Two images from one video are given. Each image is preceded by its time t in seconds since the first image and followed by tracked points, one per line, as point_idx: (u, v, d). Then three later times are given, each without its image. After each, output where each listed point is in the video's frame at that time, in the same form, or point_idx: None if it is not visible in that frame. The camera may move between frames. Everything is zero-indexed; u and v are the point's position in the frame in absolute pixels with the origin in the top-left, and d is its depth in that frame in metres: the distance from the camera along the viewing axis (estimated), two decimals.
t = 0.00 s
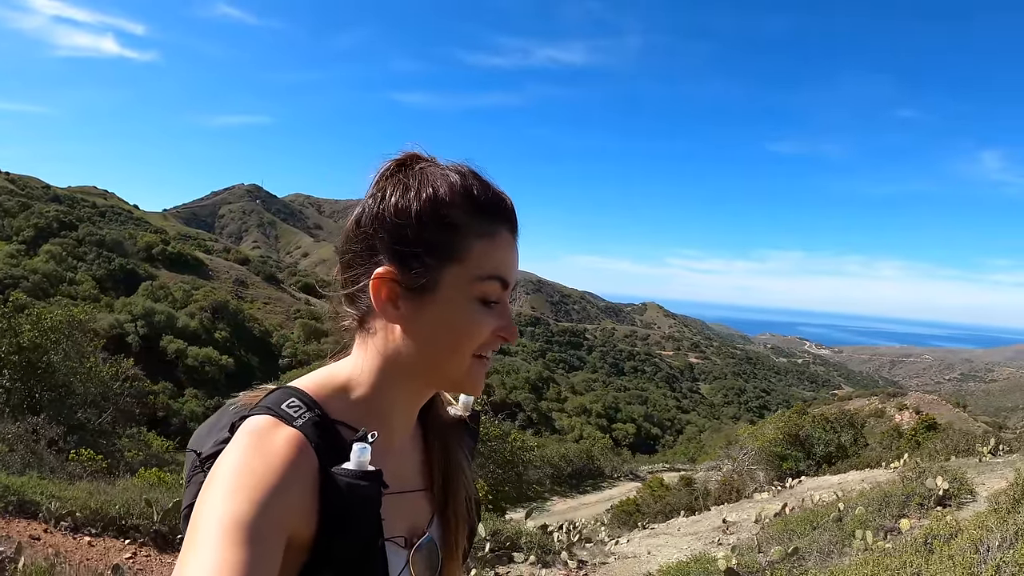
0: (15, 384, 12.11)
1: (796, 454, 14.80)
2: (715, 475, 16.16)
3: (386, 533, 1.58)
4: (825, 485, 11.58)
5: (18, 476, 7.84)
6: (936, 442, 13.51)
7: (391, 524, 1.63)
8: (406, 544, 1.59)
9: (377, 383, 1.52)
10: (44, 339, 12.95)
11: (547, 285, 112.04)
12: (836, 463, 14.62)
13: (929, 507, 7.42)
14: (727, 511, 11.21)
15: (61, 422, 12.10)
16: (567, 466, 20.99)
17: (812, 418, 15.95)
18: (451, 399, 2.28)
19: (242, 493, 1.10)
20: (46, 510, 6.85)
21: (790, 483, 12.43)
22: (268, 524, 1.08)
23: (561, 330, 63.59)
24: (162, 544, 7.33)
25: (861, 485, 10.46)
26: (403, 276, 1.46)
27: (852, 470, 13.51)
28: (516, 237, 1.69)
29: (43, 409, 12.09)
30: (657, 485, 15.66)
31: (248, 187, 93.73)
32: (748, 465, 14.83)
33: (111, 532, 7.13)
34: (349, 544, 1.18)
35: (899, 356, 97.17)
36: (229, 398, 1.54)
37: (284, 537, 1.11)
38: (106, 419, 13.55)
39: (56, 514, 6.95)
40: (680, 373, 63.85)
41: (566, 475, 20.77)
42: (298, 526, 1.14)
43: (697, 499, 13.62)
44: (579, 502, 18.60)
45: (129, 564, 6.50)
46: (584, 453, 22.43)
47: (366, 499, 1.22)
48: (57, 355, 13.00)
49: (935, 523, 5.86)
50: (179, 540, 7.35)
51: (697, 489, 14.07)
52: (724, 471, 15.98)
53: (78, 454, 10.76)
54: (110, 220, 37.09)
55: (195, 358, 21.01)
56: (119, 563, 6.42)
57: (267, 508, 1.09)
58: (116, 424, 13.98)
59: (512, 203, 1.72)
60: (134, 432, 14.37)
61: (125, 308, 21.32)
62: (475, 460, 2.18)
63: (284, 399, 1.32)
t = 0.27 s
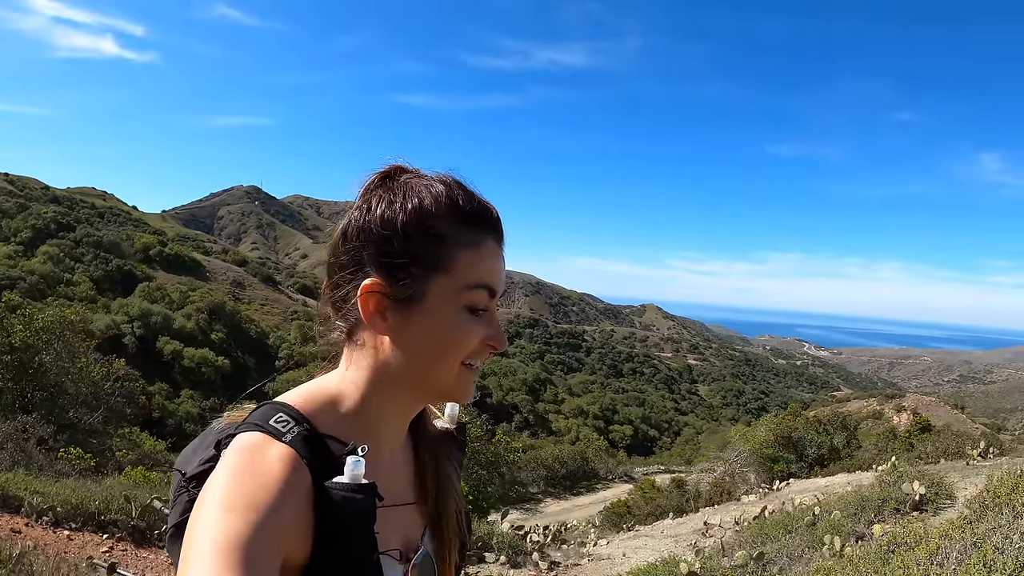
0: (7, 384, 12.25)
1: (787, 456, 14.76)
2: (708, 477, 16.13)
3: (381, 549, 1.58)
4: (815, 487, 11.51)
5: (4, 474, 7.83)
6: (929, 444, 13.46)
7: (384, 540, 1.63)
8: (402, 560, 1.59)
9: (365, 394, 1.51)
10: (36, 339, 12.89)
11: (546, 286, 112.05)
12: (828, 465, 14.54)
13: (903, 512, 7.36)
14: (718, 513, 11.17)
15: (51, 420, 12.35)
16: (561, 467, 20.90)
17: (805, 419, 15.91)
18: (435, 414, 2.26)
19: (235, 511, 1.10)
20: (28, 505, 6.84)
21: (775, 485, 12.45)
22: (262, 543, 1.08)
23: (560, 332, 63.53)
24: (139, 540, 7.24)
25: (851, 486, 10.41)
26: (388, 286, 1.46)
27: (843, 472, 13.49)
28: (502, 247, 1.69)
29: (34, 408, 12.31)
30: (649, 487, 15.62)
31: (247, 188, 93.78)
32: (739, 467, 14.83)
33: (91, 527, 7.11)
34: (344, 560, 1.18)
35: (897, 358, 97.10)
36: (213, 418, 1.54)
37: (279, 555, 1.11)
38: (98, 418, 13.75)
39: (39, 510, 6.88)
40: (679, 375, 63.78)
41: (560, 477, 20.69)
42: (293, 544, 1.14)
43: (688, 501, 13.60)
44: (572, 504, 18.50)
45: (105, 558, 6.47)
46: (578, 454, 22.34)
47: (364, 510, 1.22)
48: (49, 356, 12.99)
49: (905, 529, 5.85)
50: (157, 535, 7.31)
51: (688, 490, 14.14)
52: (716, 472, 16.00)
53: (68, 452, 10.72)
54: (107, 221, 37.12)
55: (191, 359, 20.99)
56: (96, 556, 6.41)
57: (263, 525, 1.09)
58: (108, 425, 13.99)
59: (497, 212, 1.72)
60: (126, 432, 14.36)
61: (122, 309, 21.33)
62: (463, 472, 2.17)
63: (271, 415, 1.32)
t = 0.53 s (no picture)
0: None
1: (781, 461, 14.70)
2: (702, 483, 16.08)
3: (368, 547, 1.62)
4: (808, 493, 11.43)
5: None
6: (923, 448, 13.44)
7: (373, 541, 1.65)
8: (386, 560, 1.62)
9: (372, 402, 1.51)
10: (29, 348, 12.97)
11: (545, 293, 112.10)
12: (822, 470, 14.48)
13: (878, 520, 7.38)
14: (710, 518, 11.13)
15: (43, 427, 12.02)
16: (557, 474, 20.77)
17: (799, 423, 15.89)
18: (440, 418, 2.25)
19: (229, 503, 1.11)
20: (16, 509, 6.83)
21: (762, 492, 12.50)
22: (254, 537, 1.09)
23: (559, 339, 63.46)
24: (123, 544, 7.28)
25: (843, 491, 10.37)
26: (405, 298, 1.45)
27: (837, 478, 13.44)
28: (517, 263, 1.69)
29: (27, 415, 12.01)
30: (642, 493, 15.56)
31: (247, 196, 94.04)
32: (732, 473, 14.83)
33: (76, 531, 7.08)
34: (333, 554, 1.19)
35: (897, 362, 96.97)
36: (219, 414, 1.55)
37: (271, 548, 1.13)
38: (91, 425, 13.50)
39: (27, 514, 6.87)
40: (678, 380, 63.67)
41: (556, 483, 20.58)
42: (285, 537, 1.15)
43: (681, 507, 13.61)
44: (567, 510, 18.40)
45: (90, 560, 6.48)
46: (574, 460, 22.26)
47: (354, 509, 1.23)
48: (42, 364, 12.99)
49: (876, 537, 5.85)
50: (142, 538, 7.37)
51: (680, 497, 14.15)
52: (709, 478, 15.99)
53: (60, 458, 10.68)
54: (106, 229, 37.17)
55: (187, 367, 20.86)
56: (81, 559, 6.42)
57: (257, 519, 1.10)
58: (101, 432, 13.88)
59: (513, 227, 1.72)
60: (119, 439, 14.30)
61: (119, 317, 21.34)
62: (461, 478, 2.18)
63: (273, 410, 1.34)
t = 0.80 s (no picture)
0: None
1: (773, 465, 14.67)
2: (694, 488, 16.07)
3: (372, 560, 1.61)
4: (799, 496, 11.40)
5: None
6: (915, 452, 13.43)
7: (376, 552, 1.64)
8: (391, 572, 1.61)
9: (364, 411, 1.54)
10: (22, 352, 12.91)
11: (543, 299, 112.16)
12: (814, 473, 14.44)
13: (849, 522, 7.44)
14: (703, 522, 11.09)
15: (37, 431, 12.04)
16: (552, 479, 20.64)
17: (792, 428, 15.88)
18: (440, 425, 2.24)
19: (227, 521, 1.11)
20: (4, 505, 6.81)
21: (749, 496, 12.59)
22: (253, 553, 1.10)
23: (557, 344, 63.45)
24: (108, 540, 7.19)
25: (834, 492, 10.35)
26: (390, 306, 1.46)
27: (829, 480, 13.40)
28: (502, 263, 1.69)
29: (21, 419, 12.05)
30: (634, 498, 15.49)
31: (245, 202, 94.12)
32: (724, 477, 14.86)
33: (62, 528, 7.06)
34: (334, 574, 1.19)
35: (896, 367, 96.87)
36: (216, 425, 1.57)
37: (270, 565, 1.13)
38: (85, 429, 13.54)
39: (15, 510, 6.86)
40: (677, 386, 63.57)
41: (551, 488, 20.45)
42: (284, 555, 1.16)
43: (673, 511, 13.64)
44: (562, 516, 18.25)
45: (74, 555, 6.44)
46: (569, 466, 22.16)
47: (354, 525, 1.23)
48: (36, 368, 12.99)
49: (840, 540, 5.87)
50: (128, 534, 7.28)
51: (672, 501, 14.19)
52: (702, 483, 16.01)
53: (52, 461, 10.65)
54: (104, 236, 37.24)
55: (184, 373, 20.87)
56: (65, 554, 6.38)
57: (255, 532, 1.11)
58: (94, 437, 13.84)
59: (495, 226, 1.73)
60: (113, 443, 14.29)
61: (116, 323, 21.35)
62: (465, 483, 2.16)
63: (268, 426, 1.36)
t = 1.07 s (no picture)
0: None
1: (764, 458, 14.68)
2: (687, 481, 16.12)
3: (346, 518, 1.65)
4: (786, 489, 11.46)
5: None
6: (907, 445, 13.45)
7: (348, 511, 1.67)
8: (364, 530, 1.67)
9: (331, 371, 1.55)
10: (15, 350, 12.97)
11: (542, 293, 112.13)
12: (806, 466, 14.44)
13: (817, 518, 7.57)
14: (683, 516, 11.29)
15: (30, 428, 11.90)
16: (547, 473, 20.67)
17: (784, 420, 15.89)
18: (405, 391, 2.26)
19: (210, 476, 1.12)
20: None
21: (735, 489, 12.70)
22: (237, 506, 1.11)
23: (556, 338, 63.47)
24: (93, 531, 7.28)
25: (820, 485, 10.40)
26: (327, 267, 1.49)
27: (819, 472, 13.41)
28: (450, 218, 1.67)
29: (16, 417, 11.95)
30: (626, 491, 15.57)
31: (243, 198, 94.00)
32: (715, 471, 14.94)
33: (49, 520, 7.04)
34: (313, 531, 1.24)
35: (895, 359, 97.00)
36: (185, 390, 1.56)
37: (252, 519, 1.14)
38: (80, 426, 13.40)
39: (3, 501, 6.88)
40: (675, 379, 63.67)
41: (546, 481, 20.47)
42: (265, 512, 1.18)
43: (664, 504, 13.74)
44: (556, 509, 18.27)
45: (57, 546, 6.46)
46: (564, 459, 22.19)
47: (331, 483, 1.27)
48: (29, 368, 13.05)
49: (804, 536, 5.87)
50: (112, 525, 7.32)
51: (664, 494, 14.29)
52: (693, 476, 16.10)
53: (44, 457, 10.67)
54: (101, 234, 37.15)
55: (182, 370, 20.91)
56: (48, 545, 6.40)
57: (237, 486, 1.12)
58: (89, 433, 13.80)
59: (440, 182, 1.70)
60: (108, 440, 14.13)
61: (113, 321, 21.37)
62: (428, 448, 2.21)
63: (248, 387, 1.35)
